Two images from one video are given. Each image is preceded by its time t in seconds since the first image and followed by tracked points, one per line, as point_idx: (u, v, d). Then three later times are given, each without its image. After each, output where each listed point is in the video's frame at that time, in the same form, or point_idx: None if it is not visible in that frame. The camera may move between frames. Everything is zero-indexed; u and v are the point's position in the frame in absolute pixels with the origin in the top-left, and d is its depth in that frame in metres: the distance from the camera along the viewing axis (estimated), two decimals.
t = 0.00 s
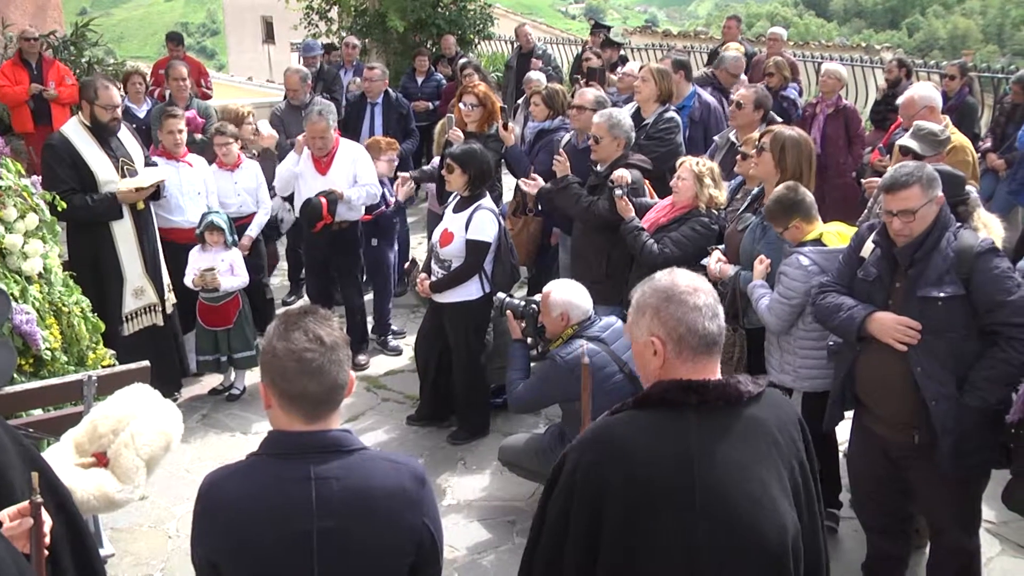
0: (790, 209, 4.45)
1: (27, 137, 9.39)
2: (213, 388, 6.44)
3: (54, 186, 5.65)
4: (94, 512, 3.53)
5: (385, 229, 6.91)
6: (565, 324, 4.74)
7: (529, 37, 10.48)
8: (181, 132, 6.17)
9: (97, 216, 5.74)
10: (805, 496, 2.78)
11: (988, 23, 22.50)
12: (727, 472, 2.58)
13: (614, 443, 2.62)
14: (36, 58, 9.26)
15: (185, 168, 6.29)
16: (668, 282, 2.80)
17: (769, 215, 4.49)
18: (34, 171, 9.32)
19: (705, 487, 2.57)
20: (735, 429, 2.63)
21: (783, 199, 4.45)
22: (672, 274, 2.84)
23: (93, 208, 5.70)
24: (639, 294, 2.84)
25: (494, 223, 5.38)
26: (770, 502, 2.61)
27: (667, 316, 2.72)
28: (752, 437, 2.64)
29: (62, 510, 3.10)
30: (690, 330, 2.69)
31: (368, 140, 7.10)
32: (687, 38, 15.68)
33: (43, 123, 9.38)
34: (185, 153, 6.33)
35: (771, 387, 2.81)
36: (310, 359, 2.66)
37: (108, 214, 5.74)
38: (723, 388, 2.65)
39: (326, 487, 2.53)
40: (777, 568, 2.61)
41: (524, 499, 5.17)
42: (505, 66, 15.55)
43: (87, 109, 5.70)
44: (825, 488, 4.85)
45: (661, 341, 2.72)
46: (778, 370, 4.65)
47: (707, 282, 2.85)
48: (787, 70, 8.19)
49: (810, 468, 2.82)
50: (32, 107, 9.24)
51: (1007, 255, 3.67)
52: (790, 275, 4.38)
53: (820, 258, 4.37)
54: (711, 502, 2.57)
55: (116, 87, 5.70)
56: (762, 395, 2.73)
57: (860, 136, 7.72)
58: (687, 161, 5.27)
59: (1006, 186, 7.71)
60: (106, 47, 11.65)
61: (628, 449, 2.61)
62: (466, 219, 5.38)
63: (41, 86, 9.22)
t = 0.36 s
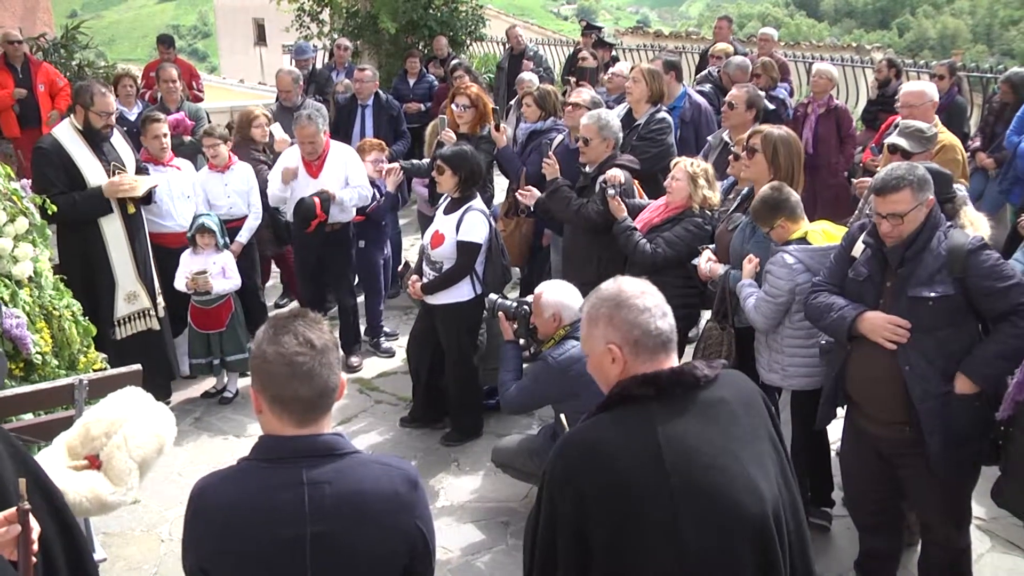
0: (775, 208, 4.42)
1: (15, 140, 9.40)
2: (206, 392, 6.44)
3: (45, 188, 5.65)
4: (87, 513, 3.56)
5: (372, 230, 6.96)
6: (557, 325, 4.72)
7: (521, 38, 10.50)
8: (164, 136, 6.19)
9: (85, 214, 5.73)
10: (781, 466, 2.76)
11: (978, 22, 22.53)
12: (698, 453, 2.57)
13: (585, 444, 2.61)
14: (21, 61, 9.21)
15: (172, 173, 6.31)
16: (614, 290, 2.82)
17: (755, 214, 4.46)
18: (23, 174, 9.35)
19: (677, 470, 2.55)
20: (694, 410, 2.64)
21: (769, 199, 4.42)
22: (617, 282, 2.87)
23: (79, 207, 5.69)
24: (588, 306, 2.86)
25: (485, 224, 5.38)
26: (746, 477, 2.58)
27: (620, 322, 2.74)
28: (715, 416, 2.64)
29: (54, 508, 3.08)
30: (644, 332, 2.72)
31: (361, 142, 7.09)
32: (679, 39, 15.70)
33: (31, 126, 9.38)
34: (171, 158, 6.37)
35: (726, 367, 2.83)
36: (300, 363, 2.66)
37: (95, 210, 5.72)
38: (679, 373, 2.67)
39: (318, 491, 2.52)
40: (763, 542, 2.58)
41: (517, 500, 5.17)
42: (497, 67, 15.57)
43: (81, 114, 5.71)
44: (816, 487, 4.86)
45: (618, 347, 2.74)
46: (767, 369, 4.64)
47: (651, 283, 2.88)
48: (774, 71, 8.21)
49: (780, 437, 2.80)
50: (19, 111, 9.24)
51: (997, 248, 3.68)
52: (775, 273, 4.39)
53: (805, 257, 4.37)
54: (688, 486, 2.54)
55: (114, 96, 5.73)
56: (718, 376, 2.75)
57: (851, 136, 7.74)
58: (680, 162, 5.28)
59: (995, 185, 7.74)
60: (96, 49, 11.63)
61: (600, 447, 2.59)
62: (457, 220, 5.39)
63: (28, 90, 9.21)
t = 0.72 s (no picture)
0: (771, 207, 4.42)
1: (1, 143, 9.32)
2: (194, 396, 6.42)
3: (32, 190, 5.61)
4: (77, 517, 3.54)
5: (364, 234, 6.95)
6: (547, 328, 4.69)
7: (510, 41, 10.51)
8: (155, 140, 6.19)
9: (73, 214, 5.70)
10: (754, 454, 2.77)
11: (963, 25, 22.55)
12: (672, 449, 2.57)
13: (559, 453, 2.59)
14: (6, 64, 9.11)
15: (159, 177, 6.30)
16: (580, 298, 2.85)
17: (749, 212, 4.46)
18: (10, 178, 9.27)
19: (652, 466, 2.55)
20: (663, 406, 2.64)
21: (768, 195, 4.42)
22: (582, 291, 2.89)
23: (71, 205, 5.67)
24: (555, 316, 2.88)
25: (473, 226, 5.37)
26: (721, 467, 2.59)
27: (590, 330, 2.77)
28: (685, 411, 2.65)
29: (47, 510, 3.04)
30: (613, 338, 2.75)
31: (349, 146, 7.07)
32: (667, 42, 15.73)
33: (18, 129, 9.31)
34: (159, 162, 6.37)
35: (690, 360, 2.85)
36: (285, 365, 2.65)
37: (83, 209, 5.70)
38: (646, 372, 2.68)
39: (304, 494, 2.51)
40: (743, 528, 2.59)
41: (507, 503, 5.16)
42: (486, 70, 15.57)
43: (68, 117, 5.68)
44: (804, 489, 4.87)
45: (589, 355, 2.77)
46: (756, 371, 4.63)
47: (615, 288, 2.91)
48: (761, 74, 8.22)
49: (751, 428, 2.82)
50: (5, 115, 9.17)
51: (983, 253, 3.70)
52: (763, 275, 4.40)
53: (796, 259, 4.38)
54: (663, 482, 2.54)
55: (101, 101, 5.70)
56: (685, 370, 2.77)
57: (839, 139, 7.77)
58: (669, 165, 5.28)
59: (981, 187, 7.77)
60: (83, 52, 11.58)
61: (575, 454, 2.58)
62: (445, 223, 5.38)
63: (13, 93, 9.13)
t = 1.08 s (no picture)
0: (782, 204, 4.35)
1: None
2: (180, 399, 6.39)
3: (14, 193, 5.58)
4: (61, 524, 3.52)
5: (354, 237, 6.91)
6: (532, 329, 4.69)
7: (496, 43, 10.51)
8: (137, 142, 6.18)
9: (56, 217, 5.67)
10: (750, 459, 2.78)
11: (947, 27, 22.64)
12: (671, 450, 2.56)
13: (557, 448, 2.58)
14: None
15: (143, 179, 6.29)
16: (591, 292, 2.81)
17: (759, 202, 4.36)
18: None
19: (650, 467, 2.54)
20: (667, 408, 2.62)
21: (780, 193, 4.34)
22: (591, 284, 2.85)
23: (54, 208, 5.64)
24: (561, 310, 2.83)
25: (459, 228, 5.37)
26: (718, 473, 2.59)
27: (602, 326, 2.73)
28: (687, 414, 2.64)
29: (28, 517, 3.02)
30: (624, 336, 2.73)
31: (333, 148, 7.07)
32: (652, 43, 15.76)
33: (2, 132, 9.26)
34: (142, 165, 6.35)
35: (691, 359, 2.83)
36: (269, 367, 2.64)
37: (66, 212, 5.67)
38: (651, 369, 2.66)
39: (289, 496, 2.51)
40: (736, 535, 2.59)
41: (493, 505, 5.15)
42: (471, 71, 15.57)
43: (50, 120, 5.65)
44: (790, 489, 4.88)
45: (599, 352, 2.73)
46: (741, 368, 4.65)
47: (622, 284, 2.89)
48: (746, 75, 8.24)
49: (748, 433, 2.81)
50: None
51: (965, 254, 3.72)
52: (756, 269, 4.39)
53: (790, 260, 4.39)
54: (661, 484, 2.54)
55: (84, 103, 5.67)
56: (686, 371, 2.74)
57: (823, 140, 7.79)
58: (652, 166, 5.29)
59: (964, 187, 7.81)
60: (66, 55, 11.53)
61: (572, 451, 2.57)
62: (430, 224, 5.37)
63: None
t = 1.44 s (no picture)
0: (778, 210, 4.34)
1: None
2: (166, 399, 6.38)
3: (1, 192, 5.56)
4: (44, 524, 3.51)
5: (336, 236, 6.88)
6: (518, 328, 4.70)
7: (485, 43, 10.53)
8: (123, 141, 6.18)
9: (42, 216, 5.65)
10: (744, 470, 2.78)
11: (935, 29, 22.79)
12: (679, 456, 2.53)
13: (564, 441, 2.50)
14: None
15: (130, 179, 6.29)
16: (621, 290, 2.66)
17: (756, 205, 4.34)
18: None
19: (658, 472, 2.50)
20: (679, 414, 2.59)
21: (776, 199, 4.32)
22: (620, 280, 2.70)
23: (41, 207, 5.63)
24: (588, 303, 2.68)
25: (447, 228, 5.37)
26: (723, 484, 2.57)
27: (630, 328, 2.59)
28: (697, 422, 2.61)
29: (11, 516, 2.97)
30: (649, 341, 2.60)
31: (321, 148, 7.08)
32: (640, 44, 15.80)
33: None
34: (129, 164, 6.34)
35: (700, 364, 2.80)
36: (254, 366, 2.63)
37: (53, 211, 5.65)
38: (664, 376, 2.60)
39: (273, 495, 2.50)
40: (733, 547, 2.58)
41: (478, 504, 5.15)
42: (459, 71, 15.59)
43: (37, 119, 5.62)
44: (775, 489, 4.88)
45: (621, 353, 2.60)
46: (732, 368, 4.64)
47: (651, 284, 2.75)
48: (732, 76, 8.26)
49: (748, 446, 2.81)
50: None
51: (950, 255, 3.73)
52: (752, 273, 4.40)
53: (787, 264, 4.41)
54: (667, 490, 2.51)
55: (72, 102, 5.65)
56: (695, 376, 2.70)
57: (810, 141, 7.82)
58: (640, 166, 5.31)
59: (951, 189, 7.82)
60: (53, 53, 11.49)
61: (578, 445, 2.49)
62: (417, 224, 5.38)
63: None
